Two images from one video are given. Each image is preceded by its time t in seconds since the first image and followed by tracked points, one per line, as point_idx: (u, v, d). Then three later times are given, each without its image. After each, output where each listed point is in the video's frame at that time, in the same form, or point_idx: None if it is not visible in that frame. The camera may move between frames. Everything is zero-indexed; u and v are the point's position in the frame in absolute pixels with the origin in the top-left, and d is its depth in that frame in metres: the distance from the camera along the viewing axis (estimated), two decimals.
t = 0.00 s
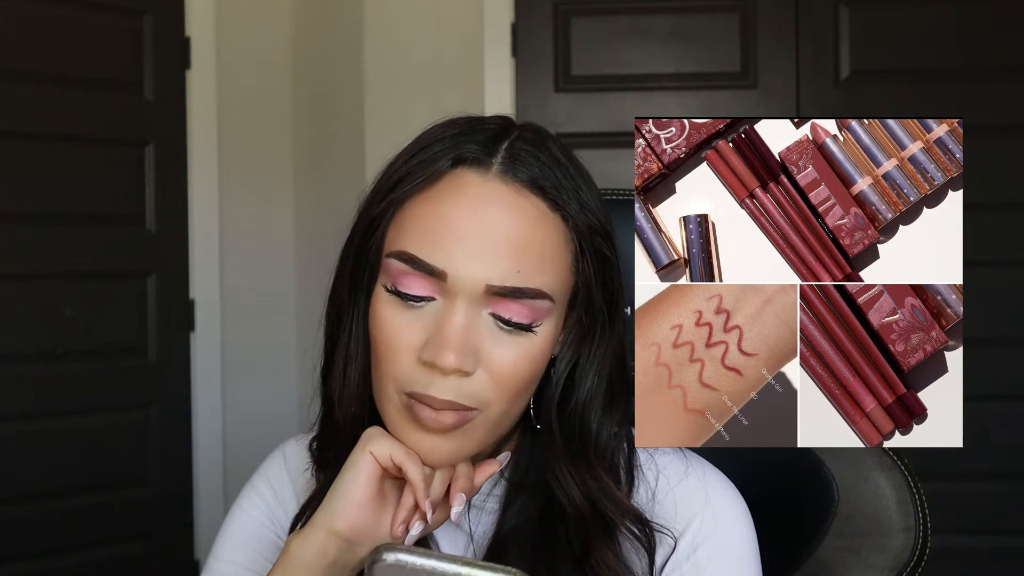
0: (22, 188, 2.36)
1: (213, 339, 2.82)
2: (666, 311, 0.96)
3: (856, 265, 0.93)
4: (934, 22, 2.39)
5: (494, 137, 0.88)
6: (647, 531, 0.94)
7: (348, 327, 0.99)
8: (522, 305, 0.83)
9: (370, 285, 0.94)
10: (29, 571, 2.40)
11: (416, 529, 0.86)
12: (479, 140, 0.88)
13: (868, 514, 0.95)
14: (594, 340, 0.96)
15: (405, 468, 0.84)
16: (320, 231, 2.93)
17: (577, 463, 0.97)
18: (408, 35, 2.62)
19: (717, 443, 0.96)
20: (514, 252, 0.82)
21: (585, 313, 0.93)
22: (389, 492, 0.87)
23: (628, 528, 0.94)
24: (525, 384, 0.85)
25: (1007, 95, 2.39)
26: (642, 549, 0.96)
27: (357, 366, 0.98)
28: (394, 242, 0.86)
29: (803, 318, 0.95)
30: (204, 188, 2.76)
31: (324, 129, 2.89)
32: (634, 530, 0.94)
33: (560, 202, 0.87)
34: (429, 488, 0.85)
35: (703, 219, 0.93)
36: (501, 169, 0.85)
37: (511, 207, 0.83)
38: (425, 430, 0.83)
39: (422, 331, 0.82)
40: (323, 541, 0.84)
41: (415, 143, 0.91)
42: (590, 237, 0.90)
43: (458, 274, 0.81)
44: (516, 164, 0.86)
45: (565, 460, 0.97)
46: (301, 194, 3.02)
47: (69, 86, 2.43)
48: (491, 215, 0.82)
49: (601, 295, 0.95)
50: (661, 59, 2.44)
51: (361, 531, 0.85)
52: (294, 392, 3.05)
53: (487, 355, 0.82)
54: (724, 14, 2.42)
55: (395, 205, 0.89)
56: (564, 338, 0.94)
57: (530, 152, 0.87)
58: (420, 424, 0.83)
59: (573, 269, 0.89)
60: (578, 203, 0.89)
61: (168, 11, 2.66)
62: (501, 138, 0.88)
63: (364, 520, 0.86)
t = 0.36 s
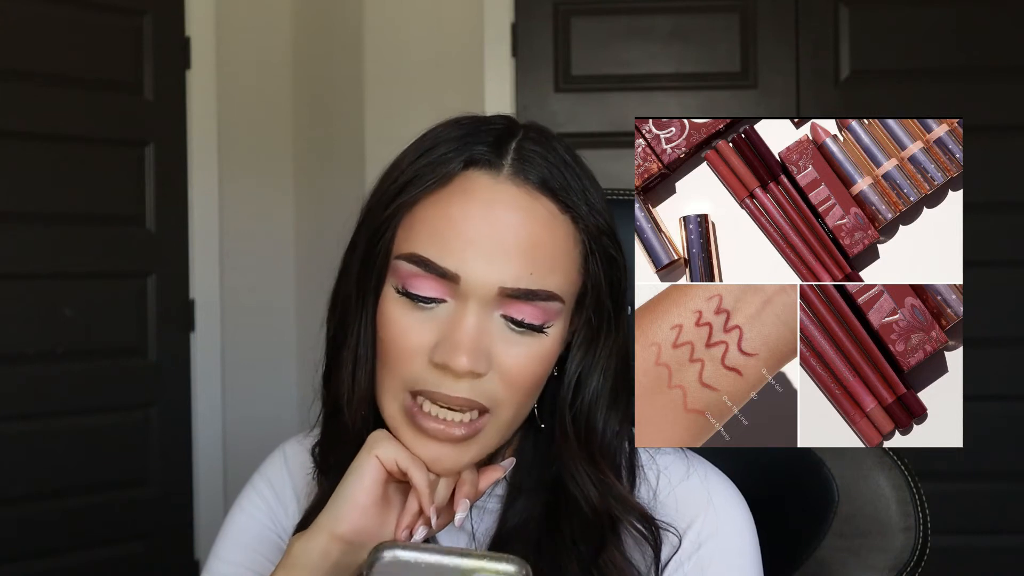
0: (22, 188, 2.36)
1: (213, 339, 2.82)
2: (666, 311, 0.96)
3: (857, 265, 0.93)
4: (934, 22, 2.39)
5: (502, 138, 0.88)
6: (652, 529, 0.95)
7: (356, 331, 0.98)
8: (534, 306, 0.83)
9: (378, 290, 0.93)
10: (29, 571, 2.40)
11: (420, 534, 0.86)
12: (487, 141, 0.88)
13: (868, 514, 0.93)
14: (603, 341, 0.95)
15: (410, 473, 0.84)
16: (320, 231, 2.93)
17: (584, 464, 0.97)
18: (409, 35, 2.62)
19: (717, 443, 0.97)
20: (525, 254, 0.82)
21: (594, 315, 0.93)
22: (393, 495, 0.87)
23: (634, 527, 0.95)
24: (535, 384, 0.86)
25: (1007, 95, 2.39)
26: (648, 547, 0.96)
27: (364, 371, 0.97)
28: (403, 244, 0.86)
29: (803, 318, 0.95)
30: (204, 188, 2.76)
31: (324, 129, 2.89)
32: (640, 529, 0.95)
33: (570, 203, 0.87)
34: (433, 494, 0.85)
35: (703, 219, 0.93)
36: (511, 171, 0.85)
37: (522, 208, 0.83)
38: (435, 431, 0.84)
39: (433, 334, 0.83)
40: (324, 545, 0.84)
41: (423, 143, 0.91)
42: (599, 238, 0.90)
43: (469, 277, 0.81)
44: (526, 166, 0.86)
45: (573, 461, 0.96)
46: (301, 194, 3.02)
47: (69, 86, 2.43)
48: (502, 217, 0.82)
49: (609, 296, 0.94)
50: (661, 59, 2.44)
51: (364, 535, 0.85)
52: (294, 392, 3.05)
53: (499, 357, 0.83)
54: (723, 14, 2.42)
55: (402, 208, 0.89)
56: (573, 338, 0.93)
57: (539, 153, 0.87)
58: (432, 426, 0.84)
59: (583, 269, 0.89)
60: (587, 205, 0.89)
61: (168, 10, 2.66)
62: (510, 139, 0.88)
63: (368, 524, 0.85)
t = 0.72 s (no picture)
0: (22, 188, 2.36)
1: (213, 339, 2.82)
2: (666, 311, 0.96)
3: (857, 265, 0.93)
4: (934, 22, 2.39)
5: (506, 141, 0.88)
6: (654, 530, 0.95)
7: (358, 333, 0.98)
8: (536, 311, 0.83)
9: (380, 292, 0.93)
10: (29, 571, 2.40)
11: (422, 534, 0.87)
12: (490, 144, 0.88)
13: (868, 514, 0.95)
14: (606, 344, 0.95)
15: (412, 473, 0.84)
16: (320, 232, 2.93)
17: (588, 466, 0.97)
18: (409, 36, 2.62)
19: (717, 443, 0.96)
20: (528, 258, 0.82)
21: (597, 318, 0.93)
22: (395, 495, 0.87)
23: (635, 528, 0.95)
24: (536, 388, 0.86)
25: (1007, 95, 2.39)
26: (649, 548, 0.97)
27: (366, 371, 0.97)
28: (405, 247, 0.86)
29: (803, 318, 0.95)
30: (204, 188, 2.77)
31: (324, 129, 2.89)
32: (641, 530, 0.95)
33: (573, 207, 0.87)
34: (436, 493, 0.85)
35: (703, 219, 0.93)
36: (514, 174, 0.85)
37: (524, 213, 0.82)
38: (435, 433, 0.84)
39: (435, 337, 0.83)
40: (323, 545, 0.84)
41: (426, 146, 0.91)
42: (602, 242, 0.90)
43: (471, 281, 0.81)
44: (529, 169, 0.85)
45: (575, 462, 0.97)
46: (301, 194, 3.02)
47: (69, 86, 2.43)
48: (504, 221, 0.81)
49: (612, 298, 0.94)
50: (661, 59, 2.44)
51: (365, 535, 0.85)
52: (294, 392, 3.05)
53: (500, 361, 0.83)
54: (723, 14, 2.42)
55: (405, 210, 0.89)
56: (576, 341, 0.93)
57: (543, 156, 0.87)
58: (432, 428, 0.84)
59: (584, 272, 0.89)
60: (589, 208, 0.89)
61: (168, 10, 2.66)
62: (513, 142, 0.88)
63: (368, 524, 0.85)
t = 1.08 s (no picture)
0: (23, 188, 2.36)
1: (213, 339, 2.82)
2: (666, 311, 0.96)
3: (857, 265, 0.93)
4: (934, 22, 2.39)
5: (502, 141, 0.88)
6: (652, 530, 0.95)
7: (355, 334, 0.98)
8: (533, 310, 0.83)
9: (377, 292, 0.94)
10: (29, 571, 2.40)
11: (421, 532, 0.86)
12: (486, 144, 0.88)
13: (868, 514, 0.95)
14: (603, 343, 0.96)
15: (410, 472, 0.85)
16: (320, 232, 2.93)
17: (584, 466, 0.97)
18: (409, 36, 2.62)
19: (717, 443, 0.96)
20: (524, 257, 0.81)
21: (593, 318, 0.94)
22: (393, 494, 0.88)
23: (633, 527, 0.95)
24: (533, 387, 0.86)
25: (1007, 95, 2.39)
26: (647, 548, 0.97)
27: (363, 371, 0.97)
28: (402, 246, 0.86)
29: (803, 318, 0.95)
30: (204, 188, 2.76)
31: (324, 129, 2.89)
32: (639, 529, 0.95)
33: (569, 206, 0.87)
34: (434, 492, 0.86)
35: (703, 219, 0.93)
36: (511, 174, 0.85)
37: (521, 212, 0.82)
38: (432, 431, 0.84)
39: (432, 337, 0.83)
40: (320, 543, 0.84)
41: (423, 146, 0.91)
42: (598, 242, 0.90)
43: (468, 280, 0.81)
44: (525, 169, 0.85)
45: (573, 462, 0.97)
46: (301, 194, 3.02)
47: (69, 86, 2.43)
48: (500, 220, 0.81)
49: (609, 299, 0.95)
50: (661, 59, 2.44)
51: (363, 534, 0.85)
52: (294, 392, 3.05)
53: (497, 361, 0.83)
54: (723, 14, 2.42)
55: (402, 210, 0.89)
56: (572, 340, 0.94)
57: (539, 156, 0.87)
58: (430, 427, 0.84)
59: (581, 272, 0.89)
60: (586, 207, 0.89)
61: (168, 10, 2.66)
62: (510, 142, 0.88)
63: (366, 523, 0.85)
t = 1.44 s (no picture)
0: (23, 188, 2.36)
1: (213, 339, 2.82)
2: (665, 311, 0.96)
3: (857, 265, 0.93)
4: (934, 21, 2.39)
5: (502, 141, 0.88)
6: (651, 529, 0.95)
7: (354, 335, 0.98)
8: (532, 310, 0.83)
9: (376, 292, 0.94)
10: (29, 571, 2.40)
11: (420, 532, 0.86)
12: (486, 143, 0.88)
13: (868, 514, 0.95)
14: (602, 343, 0.96)
15: (410, 471, 0.85)
16: (320, 232, 2.93)
17: (583, 465, 0.97)
18: (409, 36, 2.62)
19: (717, 443, 0.95)
20: (524, 257, 0.81)
21: (593, 317, 0.94)
22: (392, 493, 0.88)
23: (632, 526, 0.95)
24: (532, 386, 0.86)
25: (1007, 95, 2.39)
26: (646, 548, 0.97)
27: (362, 370, 0.97)
28: (402, 245, 0.86)
29: (803, 318, 0.95)
30: (204, 188, 2.77)
31: (324, 129, 2.89)
32: (638, 528, 0.95)
33: (568, 206, 0.87)
34: (434, 491, 0.86)
35: (703, 219, 0.93)
36: (510, 173, 0.85)
37: (520, 212, 0.82)
38: (432, 431, 0.84)
39: (431, 337, 0.83)
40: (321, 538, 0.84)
41: (423, 146, 0.91)
42: (598, 241, 0.90)
43: (468, 280, 0.81)
44: (525, 169, 0.85)
45: (573, 462, 0.97)
46: (301, 194, 3.02)
47: (69, 86, 2.43)
48: (500, 220, 0.81)
49: (608, 299, 0.95)
50: (661, 59, 2.44)
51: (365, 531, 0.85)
52: (294, 392, 3.05)
53: (496, 360, 0.82)
54: (723, 14, 2.42)
55: (402, 210, 0.89)
56: (572, 340, 0.94)
57: (538, 155, 0.87)
58: (429, 427, 0.84)
59: (580, 272, 0.89)
60: (585, 207, 0.89)
61: (168, 10, 2.66)
62: (509, 142, 0.88)
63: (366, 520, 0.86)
